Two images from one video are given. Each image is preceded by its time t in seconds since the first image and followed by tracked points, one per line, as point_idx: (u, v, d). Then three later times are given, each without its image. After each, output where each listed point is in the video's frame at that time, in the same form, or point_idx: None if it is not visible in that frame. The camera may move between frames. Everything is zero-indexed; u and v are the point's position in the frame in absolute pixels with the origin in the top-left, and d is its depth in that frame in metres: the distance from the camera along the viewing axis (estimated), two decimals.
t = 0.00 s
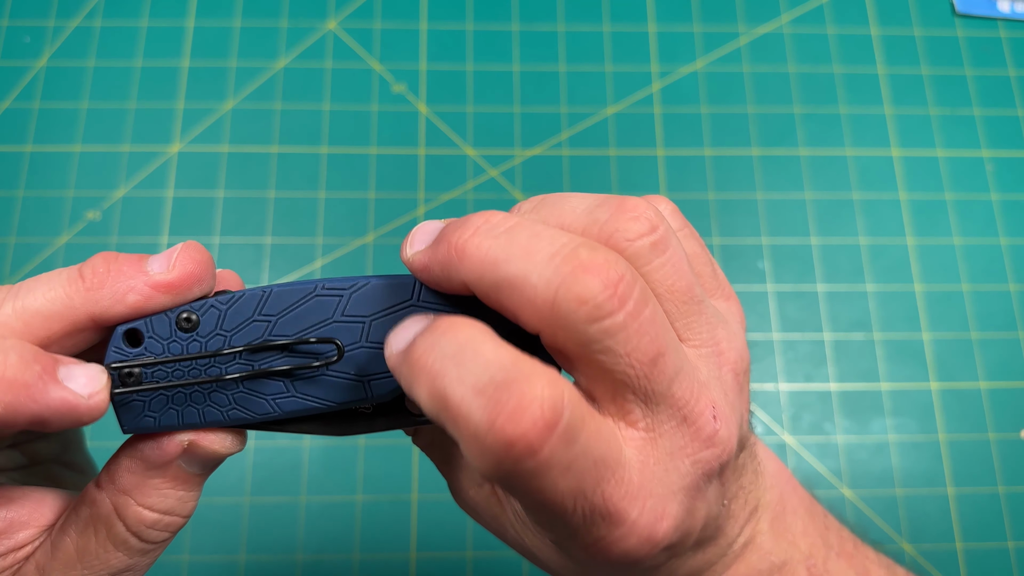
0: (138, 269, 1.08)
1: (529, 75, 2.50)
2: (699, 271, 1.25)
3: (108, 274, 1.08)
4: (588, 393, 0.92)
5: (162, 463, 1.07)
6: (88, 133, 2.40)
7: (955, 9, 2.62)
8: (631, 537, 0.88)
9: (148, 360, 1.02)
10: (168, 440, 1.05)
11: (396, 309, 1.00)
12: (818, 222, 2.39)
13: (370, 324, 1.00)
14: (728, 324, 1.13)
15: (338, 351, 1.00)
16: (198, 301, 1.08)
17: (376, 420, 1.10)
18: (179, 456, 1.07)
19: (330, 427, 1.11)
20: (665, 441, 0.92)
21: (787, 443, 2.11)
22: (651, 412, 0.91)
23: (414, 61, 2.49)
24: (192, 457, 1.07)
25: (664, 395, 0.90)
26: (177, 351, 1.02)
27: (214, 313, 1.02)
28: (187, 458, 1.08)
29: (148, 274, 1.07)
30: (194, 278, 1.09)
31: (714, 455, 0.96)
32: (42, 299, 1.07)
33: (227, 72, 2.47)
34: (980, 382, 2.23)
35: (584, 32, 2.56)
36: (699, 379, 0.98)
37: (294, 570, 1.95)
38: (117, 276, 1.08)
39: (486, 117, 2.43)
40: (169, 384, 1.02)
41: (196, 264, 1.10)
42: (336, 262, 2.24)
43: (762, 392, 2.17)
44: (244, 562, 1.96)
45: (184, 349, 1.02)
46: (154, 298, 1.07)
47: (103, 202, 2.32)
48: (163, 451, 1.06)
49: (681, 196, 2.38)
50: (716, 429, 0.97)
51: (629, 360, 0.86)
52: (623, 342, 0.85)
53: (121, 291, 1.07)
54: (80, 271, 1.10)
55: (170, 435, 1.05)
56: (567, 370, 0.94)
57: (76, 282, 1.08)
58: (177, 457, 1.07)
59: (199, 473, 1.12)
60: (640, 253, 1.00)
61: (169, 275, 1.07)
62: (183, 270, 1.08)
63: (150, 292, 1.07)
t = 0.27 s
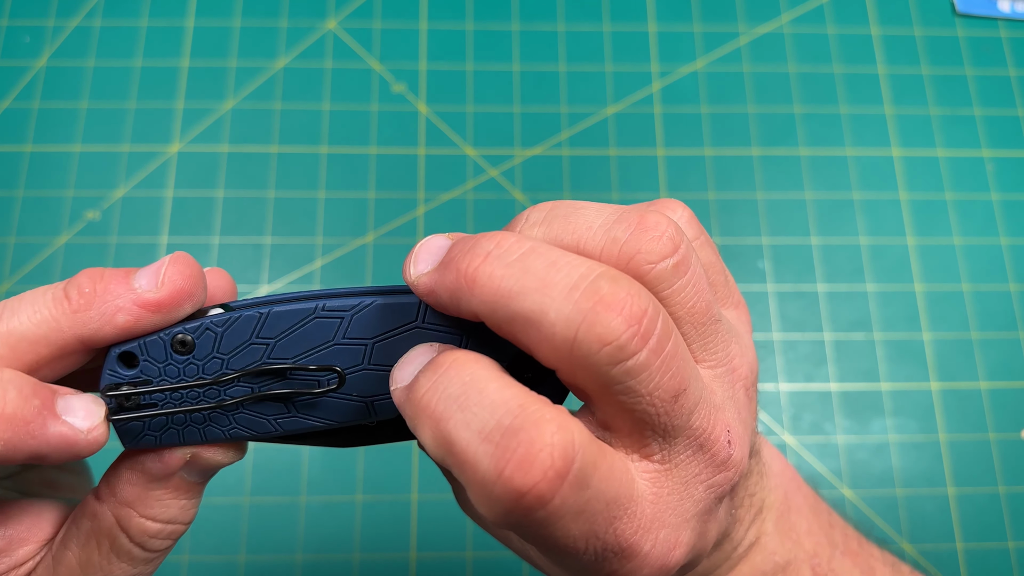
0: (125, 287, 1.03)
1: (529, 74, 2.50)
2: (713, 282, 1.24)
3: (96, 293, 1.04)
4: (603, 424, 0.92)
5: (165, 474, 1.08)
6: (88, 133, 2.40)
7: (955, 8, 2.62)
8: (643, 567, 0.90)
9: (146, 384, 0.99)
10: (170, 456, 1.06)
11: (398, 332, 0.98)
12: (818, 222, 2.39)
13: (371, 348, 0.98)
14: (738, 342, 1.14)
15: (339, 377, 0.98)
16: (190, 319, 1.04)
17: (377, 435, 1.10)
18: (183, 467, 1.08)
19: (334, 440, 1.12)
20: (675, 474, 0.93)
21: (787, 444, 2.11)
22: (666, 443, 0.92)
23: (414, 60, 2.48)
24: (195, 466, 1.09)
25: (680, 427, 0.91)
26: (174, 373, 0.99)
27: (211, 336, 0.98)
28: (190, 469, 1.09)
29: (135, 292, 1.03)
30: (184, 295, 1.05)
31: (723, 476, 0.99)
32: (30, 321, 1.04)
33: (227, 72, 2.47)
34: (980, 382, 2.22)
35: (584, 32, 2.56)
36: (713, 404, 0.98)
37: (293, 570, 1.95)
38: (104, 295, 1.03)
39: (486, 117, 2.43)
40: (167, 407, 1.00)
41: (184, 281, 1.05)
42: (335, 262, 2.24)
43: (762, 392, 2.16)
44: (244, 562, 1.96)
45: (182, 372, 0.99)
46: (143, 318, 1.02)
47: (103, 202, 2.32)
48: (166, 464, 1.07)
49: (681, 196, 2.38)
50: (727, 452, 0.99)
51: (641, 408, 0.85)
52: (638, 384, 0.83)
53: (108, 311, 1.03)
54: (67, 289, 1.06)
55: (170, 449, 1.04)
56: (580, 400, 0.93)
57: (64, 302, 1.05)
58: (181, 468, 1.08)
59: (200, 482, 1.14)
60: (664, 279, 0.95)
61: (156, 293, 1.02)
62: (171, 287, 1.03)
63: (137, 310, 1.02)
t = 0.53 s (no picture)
0: (129, 286, 1.04)
1: (529, 74, 2.49)
2: (706, 288, 1.24)
3: (100, 292, 1.04)
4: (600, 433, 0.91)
5: (164, 467, 1.09)
6: (88, 134, 2.40)
7: (955, 8, 2.62)
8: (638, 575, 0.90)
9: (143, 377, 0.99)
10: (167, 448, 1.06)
11: (390, 338, 0.97)
12: (819, 221, 2.38)
13: (362, 354, 0.98)
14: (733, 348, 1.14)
15: (328, 381, 0.98)
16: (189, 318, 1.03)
17: (369, 438, 1.11)
18: (183, 459, 1.09)
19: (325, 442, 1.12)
20: (676, 487, 0.93)
21: (787, 444, 2.10)
22: (663, 453, 0.92)
23: (414, 60, 2.48)
24: (194, 459, 1.09)
25: (676, 436, 0.90)
26: (172, 369, 0.99)
27: (208, 335, 0.98)
28: (190, 460, 1.10)
29: (140, 291, 1.03)
30: (187, 294, 1.05)
31: (719, 484, 0.99)
32: (34, 318, 1.04)
33: (227, 72, 2.47)
34: (981, 382, 2.22)
35: (584, 32, 2.56)
36: (709, 412, 0.98)
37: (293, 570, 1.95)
38: (109, 294, 1.04)
39: (486, 117, 2.43)
40: (164, 402, 0.99)
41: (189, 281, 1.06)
42: (335, 262, 2.24)
43: (762, 392, 2.16)
44: (244, 562, 1.96)
45: (178, 368, 0.99)
46: (147, 316, 1.02)
47: (103, 202, 2.31)
48: (165, 456, 1.07)
49: (681, 196, 2.38)
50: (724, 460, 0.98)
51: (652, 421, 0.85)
52: (649, 402, 0.84)
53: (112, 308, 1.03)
54: (69, 289, 1.06)
55: (167, 444, 1.05)
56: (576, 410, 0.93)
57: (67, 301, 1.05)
58: (181, 460, 1.09)
59: (199, 472, 1.14)
60: (657, 287, 0.95)
61: (161, 291, 1.03)
62: (176, 285, 1.04)
63: (142, 308, 1.02)
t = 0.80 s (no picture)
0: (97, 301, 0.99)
1: (529, 74, 2.49)
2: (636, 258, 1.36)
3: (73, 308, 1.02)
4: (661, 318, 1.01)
5: (148, 476, 1.06)
6: (87, 133, 2.40)
7: (956, 8, 2.62)
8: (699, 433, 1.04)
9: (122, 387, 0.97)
10: (148, 457, 1.04)
11: (363, 311, 0.96)
12: (819, 221, 2.38)
13: (337, 329, 0.96)
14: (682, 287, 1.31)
15: (307, 362, 0.97)
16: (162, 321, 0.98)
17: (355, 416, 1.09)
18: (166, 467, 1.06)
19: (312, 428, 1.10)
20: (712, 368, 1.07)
21: (787, 444, 2.11)
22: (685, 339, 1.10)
23: (414, 60, 2.48)
24: (178, 464, 1.06)
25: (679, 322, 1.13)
26: (148, 373, 0.97)
27: (178, 332, 0.96)
28: (172, 469, 1.07)
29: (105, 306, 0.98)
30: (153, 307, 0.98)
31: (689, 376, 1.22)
32: (2, 337, 1.05)
33: (227, 72, 2.46)
34: (981, 382, 2.22)
35: (584, 32, 2.56)
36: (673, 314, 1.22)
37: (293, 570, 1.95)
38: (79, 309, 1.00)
39: (486, 117, 2.43)
40: (145, 406, 0.98)
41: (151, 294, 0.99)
42: (335, 262, 2.24)
43: (762, 392, 2.16)
44: (243, 562, 1.96)
45: (154, 371, 0.97)
46: (115, 331, 0.96)
47: (102, 202, 2.31)
48: (147, 465, 1.05)
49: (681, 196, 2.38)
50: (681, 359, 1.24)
51: (668, 319, 0.97)
52: (658, 299, 0.97)
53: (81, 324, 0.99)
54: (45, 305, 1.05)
55: (153, 449, 1.03)
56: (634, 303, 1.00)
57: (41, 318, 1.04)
58: (162, 469, 1.06)
59: (184, 477, 1.12)
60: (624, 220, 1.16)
61: (125, 307, 0.96)
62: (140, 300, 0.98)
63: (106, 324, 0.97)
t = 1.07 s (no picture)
0: (97, 251, 1.06)
1: (529, 75, 2.50)
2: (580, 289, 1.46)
3: (71, 259, 1.07)
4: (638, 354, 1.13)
5: (149, 423, 1.08)
6: (89, 134, 2.41)
7: (955, 9, 2.63)
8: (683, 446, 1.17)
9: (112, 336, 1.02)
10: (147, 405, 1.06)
11: (311, 311, 0.91)
12: (818, 221, 2.39)
13: (287, 324, 0.92)
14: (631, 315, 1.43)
15: (252, 351, 0.94)
16: (152, 280, 1.04)
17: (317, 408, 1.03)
18: (163, 416, 1.08)
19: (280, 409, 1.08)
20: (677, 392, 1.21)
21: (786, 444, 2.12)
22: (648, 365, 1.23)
23: (415, 61, 2.49)
24: (175, 416, 1.08)
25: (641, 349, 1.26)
26: (134, 330, 1.01)
27: (157, 299, 0.97)
28: (173, 417, 1.08)
29: (106, 256, 1.05)
30: (154, 259, 1.06)
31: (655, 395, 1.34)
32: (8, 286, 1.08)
33: (227, 73, 2.47)
34: (980, 382, 2.23)
35: (583, 32, 2.57)
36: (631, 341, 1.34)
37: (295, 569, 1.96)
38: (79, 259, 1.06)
39: (486, 117, 2.43)
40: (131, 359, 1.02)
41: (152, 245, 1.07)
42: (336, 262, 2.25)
43: (762, 392, 2.17)
44: (244, 561, 1.96)
45: (139, 330, 1.00)
46: (118, 279, 1.04)
47: (103, 202, 2.32)
48: (148, 412, 1.07)
49: (680, 196, 2.39)
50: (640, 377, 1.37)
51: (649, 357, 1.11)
52: (631, 342, 1.10)
53: (82, 273, 1.05)
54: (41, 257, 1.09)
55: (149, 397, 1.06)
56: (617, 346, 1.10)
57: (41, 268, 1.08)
58: (162, 416, 1.07)
59: (184, 427, 1.13)
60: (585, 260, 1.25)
61: (127, 257, 1.04)
62: (140, 250, 1.05)
63: (109, 272, 1.04)
